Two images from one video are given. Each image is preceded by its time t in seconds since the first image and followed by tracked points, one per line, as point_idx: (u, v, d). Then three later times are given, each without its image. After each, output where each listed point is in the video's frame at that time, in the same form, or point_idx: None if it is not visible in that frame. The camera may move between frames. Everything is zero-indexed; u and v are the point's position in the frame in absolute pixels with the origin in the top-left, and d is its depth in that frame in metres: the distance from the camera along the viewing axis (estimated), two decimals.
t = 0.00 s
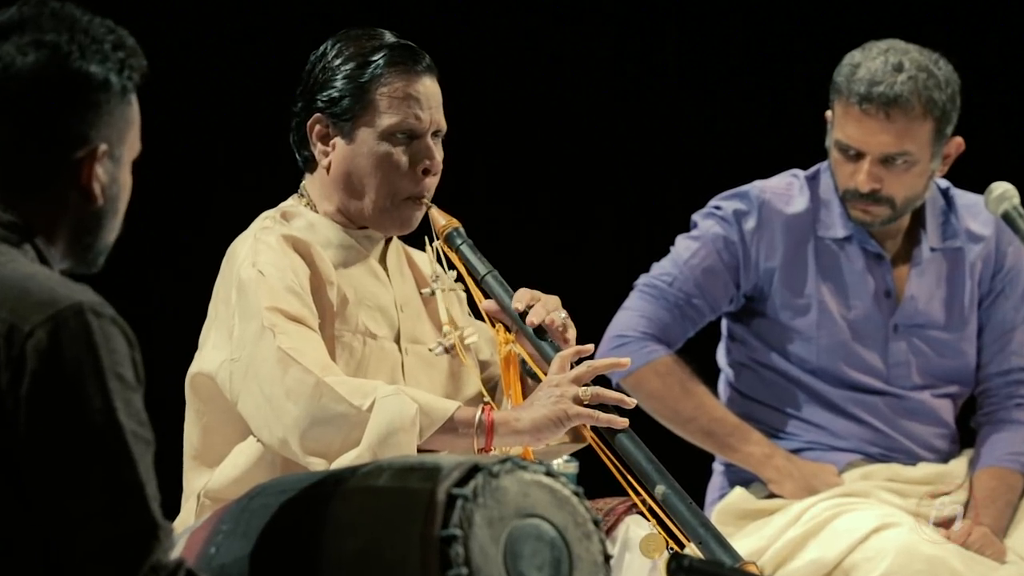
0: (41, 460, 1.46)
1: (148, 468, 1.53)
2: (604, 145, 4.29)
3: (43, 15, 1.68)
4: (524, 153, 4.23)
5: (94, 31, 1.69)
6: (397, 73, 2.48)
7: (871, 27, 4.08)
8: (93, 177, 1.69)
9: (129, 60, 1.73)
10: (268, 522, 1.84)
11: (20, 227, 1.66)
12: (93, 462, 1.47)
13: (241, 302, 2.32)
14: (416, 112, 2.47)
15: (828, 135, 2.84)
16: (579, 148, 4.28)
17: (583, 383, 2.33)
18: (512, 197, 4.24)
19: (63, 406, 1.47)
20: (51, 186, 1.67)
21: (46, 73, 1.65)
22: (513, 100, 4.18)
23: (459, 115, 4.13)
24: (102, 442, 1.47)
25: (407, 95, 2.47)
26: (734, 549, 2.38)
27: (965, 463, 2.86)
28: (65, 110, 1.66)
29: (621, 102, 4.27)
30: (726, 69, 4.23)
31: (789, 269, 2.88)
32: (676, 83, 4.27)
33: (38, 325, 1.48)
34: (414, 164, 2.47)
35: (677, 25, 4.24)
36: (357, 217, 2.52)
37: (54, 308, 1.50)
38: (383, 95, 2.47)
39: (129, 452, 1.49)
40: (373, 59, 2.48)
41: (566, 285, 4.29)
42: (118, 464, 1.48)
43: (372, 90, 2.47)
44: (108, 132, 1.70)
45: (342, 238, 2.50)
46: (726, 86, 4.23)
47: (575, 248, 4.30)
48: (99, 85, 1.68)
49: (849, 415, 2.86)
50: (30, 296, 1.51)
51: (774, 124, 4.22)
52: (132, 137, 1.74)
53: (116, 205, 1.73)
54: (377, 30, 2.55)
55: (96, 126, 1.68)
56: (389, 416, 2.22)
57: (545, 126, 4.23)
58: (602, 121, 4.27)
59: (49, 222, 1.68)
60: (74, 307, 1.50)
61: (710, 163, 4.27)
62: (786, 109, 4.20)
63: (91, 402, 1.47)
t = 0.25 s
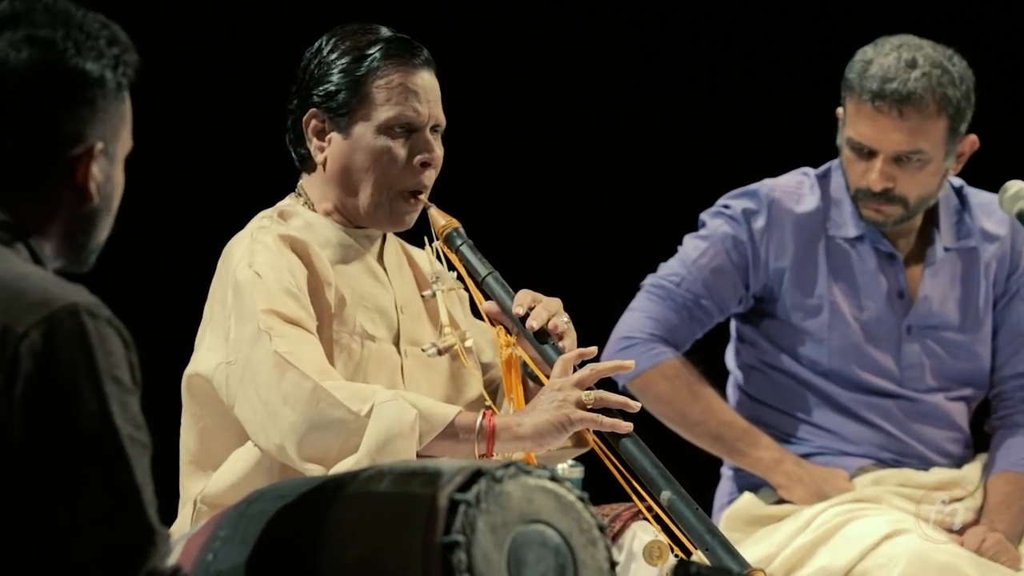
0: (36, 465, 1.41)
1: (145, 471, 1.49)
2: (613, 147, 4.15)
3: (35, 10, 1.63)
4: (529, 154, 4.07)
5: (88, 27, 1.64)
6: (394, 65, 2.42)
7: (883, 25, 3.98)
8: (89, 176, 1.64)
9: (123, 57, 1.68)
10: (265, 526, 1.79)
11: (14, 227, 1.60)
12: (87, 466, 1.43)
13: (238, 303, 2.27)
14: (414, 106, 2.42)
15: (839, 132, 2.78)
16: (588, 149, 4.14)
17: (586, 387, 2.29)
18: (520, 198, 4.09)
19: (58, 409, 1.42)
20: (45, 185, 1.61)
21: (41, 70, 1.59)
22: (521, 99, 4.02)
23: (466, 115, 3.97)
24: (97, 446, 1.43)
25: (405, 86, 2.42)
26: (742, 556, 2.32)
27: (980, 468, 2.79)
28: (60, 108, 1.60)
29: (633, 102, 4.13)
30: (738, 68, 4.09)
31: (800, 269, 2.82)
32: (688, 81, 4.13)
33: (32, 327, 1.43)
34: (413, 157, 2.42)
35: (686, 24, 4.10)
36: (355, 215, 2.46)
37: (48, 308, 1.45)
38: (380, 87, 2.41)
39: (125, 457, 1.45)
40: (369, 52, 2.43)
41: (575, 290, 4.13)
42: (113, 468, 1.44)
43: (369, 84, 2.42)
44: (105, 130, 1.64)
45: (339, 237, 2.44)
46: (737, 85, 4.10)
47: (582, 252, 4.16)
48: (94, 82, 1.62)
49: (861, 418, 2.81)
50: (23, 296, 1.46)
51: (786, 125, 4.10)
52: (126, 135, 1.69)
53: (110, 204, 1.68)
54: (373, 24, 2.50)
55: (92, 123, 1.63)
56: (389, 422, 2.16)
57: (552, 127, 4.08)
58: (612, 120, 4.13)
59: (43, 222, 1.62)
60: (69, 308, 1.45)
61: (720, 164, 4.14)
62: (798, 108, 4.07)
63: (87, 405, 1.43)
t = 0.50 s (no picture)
0: (26, 465, 1.37)
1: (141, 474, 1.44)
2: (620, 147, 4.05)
3: (23, 4, 1.57)
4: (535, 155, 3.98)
5: (78, 20, 1.58)
6: (392, 62, 2.37)
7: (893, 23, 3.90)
8: (80, 172, 1.58)
9: (115, 50, 1.62)
10: (262, 536, 1.72)
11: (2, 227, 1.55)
12: (80, 467, 1.39)
13: (234, 303, 2.22)
14: (413, 103, 2.37)
15: (849, 131, 2.73)
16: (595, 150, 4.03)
17: (588, 391, 2.24)
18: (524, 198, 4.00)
19: (50, 409, 1.39)
20: (33, 183, 1.56)
21: (28, 65, 1.54)
22: (525, 99, 3.93)
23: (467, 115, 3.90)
24: (91, 447, 1.39)
25: (403, 83, 2.37)
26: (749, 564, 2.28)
27: (993, 472, 2.74)
28: (49, 103, 1.55)
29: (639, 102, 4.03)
30: (747, 67, 3.99)
31: (809, 270, 2.77)
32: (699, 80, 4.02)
33: (22, 326, 1.40)
34: (412, 156, 2.37)
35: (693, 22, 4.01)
36: (354, 215, 2.41)
37: (40, 307, 1.41)
38: (377, 83, 2.36)
39: (120, 458, 1.41)
40: (367, 49, 2.38)
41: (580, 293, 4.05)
42: (107, 469, 1.40)
43: (367, 80, 2.37)
44: (96, 126, 1.59)
45: (339, 236, 2.38)
46: (746, 84, 3.99)
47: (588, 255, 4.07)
48: (84, 76, 1.56)
49: (872, 422, 2.75)
50: (14, 296, 1.43)
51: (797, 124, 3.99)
52: (119, 131, 1.63)
53: (103, 202, 1.62)
54: (372, 21, 2.45)
55: (82, 119, 1.57)
56: (388, 428, 2.13)
57: (557, 126, 3.98)
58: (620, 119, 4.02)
59: (33, 220, 1.57)
60: (61, 307, 1.42)
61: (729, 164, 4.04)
62: (808, 108, 3.98)
63: (80, 405, 1.39)
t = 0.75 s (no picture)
0: (15, 474, 1.33)
1: (133, 480, 1.40)
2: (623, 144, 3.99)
3: None
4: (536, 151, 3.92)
5: (70, 14, 1.52)
6: (395, 62, 2.32)
7: (907, 21, 3.80)
8: (69, 170, 1.53)
9: (108, 45, 1.56)
10: (260, 540, 1.61)
11: None
12: (70, 474, 1.34)
13: (229, 304, 2.17)
14: (415, 105, 2.31)
15: (859, 129, 2.67)
16: (598, 147, 3.97)
17: (591, 394, 2.19)
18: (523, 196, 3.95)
19: (39, 415, 1.34)
20: (21, 180, 1.51)
21: (18, 60, 1.48)
22: (525, 95, 3.87)
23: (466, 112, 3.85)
24: (81, 453, 1.35)
25: (405, 84, 2.32)
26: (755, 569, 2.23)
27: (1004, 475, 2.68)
28: (39, 99, 1.49)
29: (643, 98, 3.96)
30: (755, 65, 3.92)
31: (817, 270, 2.71)
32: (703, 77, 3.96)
33: (9, 329, 1.34)
34: (411, 159, 2.31)
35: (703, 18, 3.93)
36: (349, 215, 2.35)
37: (28, 310, 1.36)
38: (380, 83, 2.31)
39: (110, 465, 1.36)
40: (370, 47, 2.33)
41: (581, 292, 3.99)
42: (98, 476, 1.35)
43: (368, 80, 2.32)
44: (87, 122, 1.54)
45: (335, 236, 2.33)
46: (755, 84, 3.93)
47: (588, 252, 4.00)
48: (75, 72, 1.51)
49: (879, 426, 2.70)
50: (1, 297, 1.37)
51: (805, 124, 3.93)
52: (111, 129, 1.58)
53: (94, 200, 1.57)
54: (378, 16, 2.39)
55: (73, 116, 1.52)
56: (385, 432, 2.08)
57: (558, 125, 3.93)
58: (622, 116, 3.97)
59: (22, 219, 1.52)
60: (50, 310, 1.36)
61: (735, 163, 3.98)
62: (818, 108, 3.90)
63: (70, 411, 1.34)
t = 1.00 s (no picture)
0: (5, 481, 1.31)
1: (126, 489, 1.38)
2: (631, 144, 3.91)
3: None
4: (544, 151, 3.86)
5: (64, 13, 1.47)
6: (395, 59, 2.27)
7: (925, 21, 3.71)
8: (60, 173, 1.48)
9: (104, 45, 1.50)
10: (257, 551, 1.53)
11: None
12: (60, 481, 1.32)
13: (225, 310, 2.13)
14: (415, 103, 2.26)
15: (870, 129, 2.61)
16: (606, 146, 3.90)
17: (596, 401, 2.13)
18: (530, 197, 3.89)
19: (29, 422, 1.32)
20: (11, 184, 1.46)
21: (10, 59, 1.43)
22: (532, 96, 3.81)
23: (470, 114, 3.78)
24: (71, 460, 1.32)
25: (406, 82, 2.26)
26: None
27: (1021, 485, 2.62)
28: (30, 100, 1.44)
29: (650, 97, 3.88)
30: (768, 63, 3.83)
31: (828, 275, 2.65)
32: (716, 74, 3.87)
33: None
34: (411, 160, 2.26)
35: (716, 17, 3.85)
36: (349, 216, 2.30)
37: (18, 316, 1.34)
38: (379, 82, 2.26)
39: (101, 472, 1.33)
40: (369, 44, 2.27)
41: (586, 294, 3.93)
42: (89, 484, 1.33)
43: (368, 78, 2.26)
44: (80, 124, 1.49)
45: (333, 240, 2.29)
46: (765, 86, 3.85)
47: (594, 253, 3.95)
48: (68, 73, 1.45)
49: (891, 434, 2.64)
50: None
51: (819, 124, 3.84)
52: (106, 131, 1.53)
53: (88, 204, 1.52)
54: (378, 13, 2.34)
55: (65, 117, 1.47)
56: (385, 440, 2.03)
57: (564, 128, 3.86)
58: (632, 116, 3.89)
59: (12, 224, 1.47)
60: (40, 316, 1.34)
61: (745, 165, 3.90)
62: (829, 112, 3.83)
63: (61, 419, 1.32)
